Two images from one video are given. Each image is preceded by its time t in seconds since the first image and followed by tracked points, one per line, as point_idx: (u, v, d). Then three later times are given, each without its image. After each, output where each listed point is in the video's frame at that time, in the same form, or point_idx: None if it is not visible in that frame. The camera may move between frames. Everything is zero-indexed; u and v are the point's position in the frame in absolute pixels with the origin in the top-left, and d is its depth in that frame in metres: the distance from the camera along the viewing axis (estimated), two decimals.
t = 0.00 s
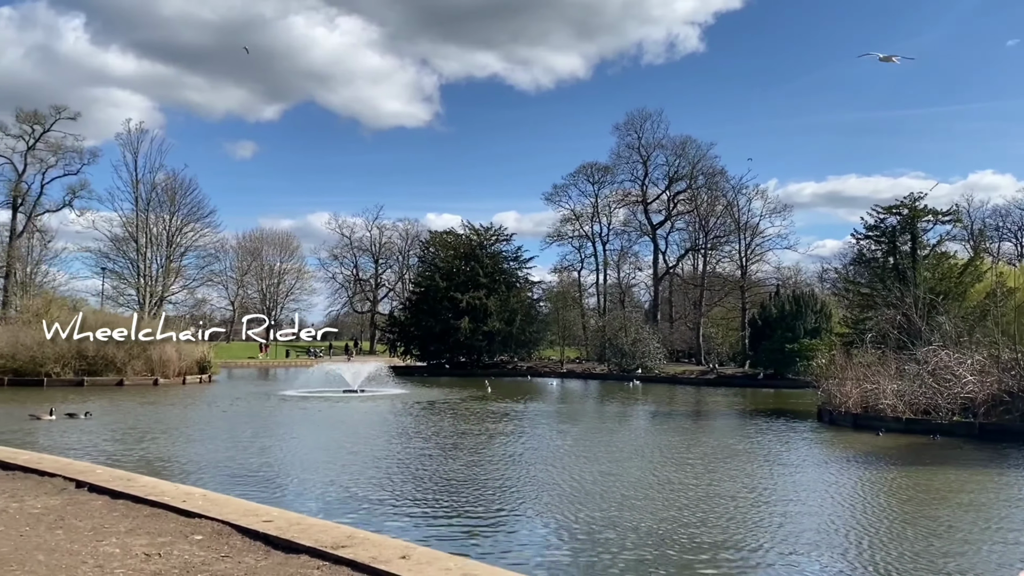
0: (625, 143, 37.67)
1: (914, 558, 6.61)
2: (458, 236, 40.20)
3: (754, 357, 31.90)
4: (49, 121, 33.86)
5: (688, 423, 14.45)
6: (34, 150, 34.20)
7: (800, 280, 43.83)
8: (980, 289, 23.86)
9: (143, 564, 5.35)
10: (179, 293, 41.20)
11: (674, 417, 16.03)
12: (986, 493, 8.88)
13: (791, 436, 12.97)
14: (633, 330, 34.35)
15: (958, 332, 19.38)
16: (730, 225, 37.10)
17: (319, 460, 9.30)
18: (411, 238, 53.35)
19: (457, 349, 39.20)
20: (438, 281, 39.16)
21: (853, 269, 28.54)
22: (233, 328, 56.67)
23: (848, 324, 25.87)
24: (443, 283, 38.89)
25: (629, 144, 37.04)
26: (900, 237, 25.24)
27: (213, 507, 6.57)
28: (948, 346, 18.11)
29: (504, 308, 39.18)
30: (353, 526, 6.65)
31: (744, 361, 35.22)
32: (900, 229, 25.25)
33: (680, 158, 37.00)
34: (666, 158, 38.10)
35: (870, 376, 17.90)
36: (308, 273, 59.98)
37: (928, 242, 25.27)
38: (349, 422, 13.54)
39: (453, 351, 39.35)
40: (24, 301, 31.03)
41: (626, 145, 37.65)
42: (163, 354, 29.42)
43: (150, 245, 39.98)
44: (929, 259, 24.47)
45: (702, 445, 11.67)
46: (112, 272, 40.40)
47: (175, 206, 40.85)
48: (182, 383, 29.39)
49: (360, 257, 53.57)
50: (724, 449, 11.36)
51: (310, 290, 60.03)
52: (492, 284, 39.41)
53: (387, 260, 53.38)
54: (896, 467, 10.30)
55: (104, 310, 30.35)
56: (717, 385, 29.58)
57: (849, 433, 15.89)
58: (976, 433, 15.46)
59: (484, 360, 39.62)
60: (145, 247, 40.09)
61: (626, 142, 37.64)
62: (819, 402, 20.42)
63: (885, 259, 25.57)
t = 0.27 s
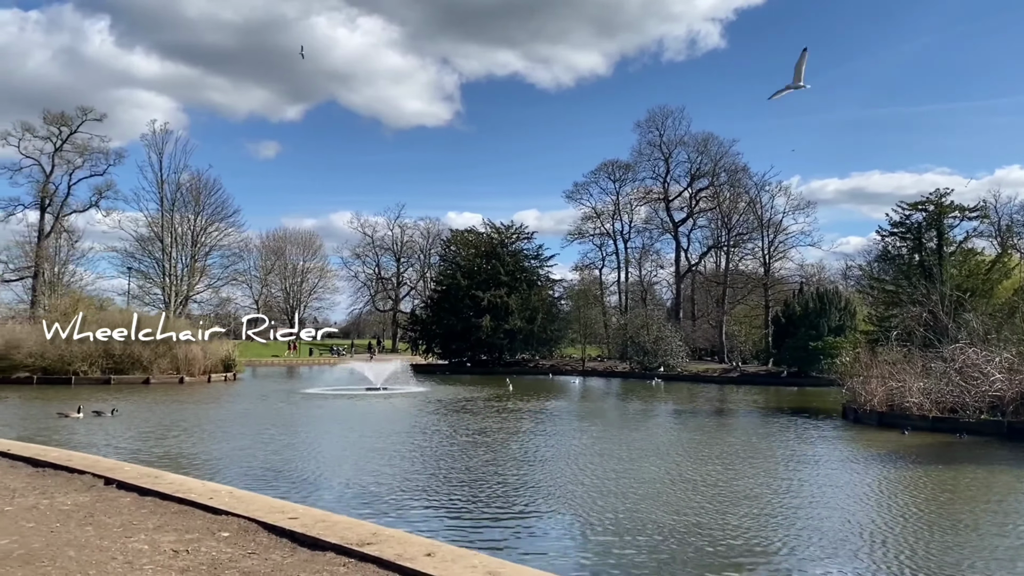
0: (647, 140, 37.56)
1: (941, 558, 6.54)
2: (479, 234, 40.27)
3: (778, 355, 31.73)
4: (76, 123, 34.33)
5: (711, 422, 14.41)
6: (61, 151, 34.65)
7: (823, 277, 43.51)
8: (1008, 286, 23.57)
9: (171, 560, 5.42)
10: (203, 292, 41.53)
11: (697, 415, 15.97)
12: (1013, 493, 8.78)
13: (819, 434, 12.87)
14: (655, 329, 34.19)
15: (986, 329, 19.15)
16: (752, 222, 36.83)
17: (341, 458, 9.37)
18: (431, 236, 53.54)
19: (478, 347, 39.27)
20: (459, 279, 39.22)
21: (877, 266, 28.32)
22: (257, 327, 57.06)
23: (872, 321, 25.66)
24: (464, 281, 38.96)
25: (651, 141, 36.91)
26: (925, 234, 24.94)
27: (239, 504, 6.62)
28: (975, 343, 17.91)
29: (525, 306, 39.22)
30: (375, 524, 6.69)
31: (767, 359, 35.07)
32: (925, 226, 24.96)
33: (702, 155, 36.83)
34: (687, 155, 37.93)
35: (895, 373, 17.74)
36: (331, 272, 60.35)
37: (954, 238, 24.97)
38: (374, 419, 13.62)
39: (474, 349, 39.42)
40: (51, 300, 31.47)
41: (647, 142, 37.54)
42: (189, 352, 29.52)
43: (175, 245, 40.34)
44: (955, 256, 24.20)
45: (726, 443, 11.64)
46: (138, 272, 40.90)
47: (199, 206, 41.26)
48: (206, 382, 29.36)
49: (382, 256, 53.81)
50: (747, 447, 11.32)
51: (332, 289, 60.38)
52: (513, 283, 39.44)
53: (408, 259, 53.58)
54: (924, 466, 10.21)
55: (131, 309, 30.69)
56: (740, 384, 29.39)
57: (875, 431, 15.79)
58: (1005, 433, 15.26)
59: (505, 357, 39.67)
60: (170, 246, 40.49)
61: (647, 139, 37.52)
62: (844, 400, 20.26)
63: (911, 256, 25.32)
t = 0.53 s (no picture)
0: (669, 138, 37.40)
1: (971, 558, 6.46)
2: (501, 233, 40.32)
3: (803, 353, 31.50)
4: (102, 125, 34.71)
5: (736, 421, 14.33)
6: (88, 153, 35.09)
7: (848, 274, 43.08)
8: None
9: (198, 558, 5.46)
10: (229, 292, 41.84)
11: (721, 415, 15.88)
12: None
13: (848, 433, 12.74)
14: (679, 327, 34.02)
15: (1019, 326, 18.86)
16: (777, 219, 36.49)
17: (364, 456, 9.41)
18: (454, 235, 53.66)
19: (501, 346, 39.25)
20: (481, 278, 39.29)
21: (905, 263, 28.03)
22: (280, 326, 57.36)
23: (900, 319, 25.37)
24: (486, 280, 39.01)
25: (674, 138, 36.72)
26: (954, 230, 24.62)
27: (265, 502, 6.67)
28: (1005, 341, 17.66)
29: (547, 304, 39.23)
30: (399, 522, 6.71)
31: (792, 357, 34.80)
32: (953, 222, 24.65)
33: (726, 152, 36.62)
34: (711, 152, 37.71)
35: (921, 371, 17.49)
36: (354, 271, 60.63)
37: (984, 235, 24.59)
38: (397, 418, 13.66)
39: (497, 348, 39.45)
40: (78, 300, 31.84)
41: (670, 139, 37.38)
42: (214, 352, 29.87)
43: (200, 245, 40.66)
44: (986, 252, 23.86)
45: (750, 442, 11.57)
46: (164, 272, 41.35)
47: (224, 206, 41.62)
48: (232, 381, 29.67)
49: (404, 255, 53.96)
50: (772, 446, 11.25)
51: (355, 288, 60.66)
52: (535, 281, 39.44)
53: (430, 258, 53.72)
54: (955, 466, 10.08)
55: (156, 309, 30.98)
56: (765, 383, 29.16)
57: (904, 431, 15.62)
58: None
59: (527, 356, 39.65)
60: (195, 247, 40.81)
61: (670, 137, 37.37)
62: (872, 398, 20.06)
63: (939, 253, 25.01)
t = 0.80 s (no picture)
0: (693, 135, 37.23)
1: (1000, 559, 6.38)
2: (524, 232, 40.39)
3: (829, 352, 31.27)
4: (128, 127, 35.11)
5: (761, 420, 14.23)
6: (115, 155, 35.51)
7: (875, 272, 42.62)
8: None
9: (226, 556, 5.51)
10: (254, 292, 42.15)
11: (746, 414, 15.79)
12: None
13: (877, 433, 12.60)
14: (703, 326, 33.84)
15: None
16: (802, 217, 36.13)
17: (387, 455, 9.44)
18: (477, 235, 53.75)
19: (524, 345, 39.19)
20: (504, 277, 39.33)
21: (934, 261, 27.72)
22: (303, 326, 57.75)
23: (928, 317, 25.06)
24: (509, 279, 39.03)
25: (698, 136, 36.52)
26: (984, 227, 24.31)
27: (291, 501, 6.71)
28: None
29: (570, 303, 39.22)
30: (424, 521, 6.73)
31: (819, 357, 34.53)
32: (983, 219, 24.34)
33: (750, 150, 36.41)
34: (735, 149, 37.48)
35: (951, 369, 17.22)
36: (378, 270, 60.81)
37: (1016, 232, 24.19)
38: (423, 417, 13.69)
39: (520, 347, 39.42)
40: (107, 300, 32.27)
41: (694, 137, 37.20)
42: (240, 351, 30.26)
43: (226, 245, 41.03)
44: (1017, 250, 23.51)
45: (775, 442, 11.50)
46: (190, 272, 41.83)
47: (250, 207, 41.92)
48: (257, 379, 30.22)
49: (427, 254, 54.18)
50: (797, 446, 11.16)
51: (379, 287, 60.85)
52: (558, 280, 39.42)
53: (453, 257, 53.85)
54: (986, 466, 9.94)
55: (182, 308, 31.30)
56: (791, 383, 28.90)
57: (936, 430, 15.43)
58: None
59: (551, 355, 39.62)
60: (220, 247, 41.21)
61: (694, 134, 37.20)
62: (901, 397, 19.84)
63: (969, 250, 24.69)
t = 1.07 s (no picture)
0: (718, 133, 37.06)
1: None
2: (547, 231, 40.49)
3: (857, 351, 30.98)
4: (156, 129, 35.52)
5: (787, 420, 14.12)
6: (144, 157, 35.92)
7: (903, 271, 42.10)
8: None
9: (253, 554, 5.55)
10: (280, 292, 42.38)
11: (772, 414, 15.67)
12: None
13: (906, 433, 12.46)
14: (729, 325, 33.59)
15: None
16: (829, 215, 35.74)
17: (411, 455, 9.47)
18: (500, 235, 53.80)
19: (547, 345, 39.12)
20: (527, 277, 39.35)
21: (963, 259, 27.38)
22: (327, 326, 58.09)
23: (958, 316, 24.72)
24: (532, 279, 39.03)
25: (722, 134, 36.31)
26: (1015, 224, 23.99)
27: (317, 500, 6.75)
28: None
29: (594, 303, 39.14)
30: (449, 521, 6.73)
31: (846, 356, 34.18)
32: (1015, 216, 24.02)
33: (776, 147, 36.20)
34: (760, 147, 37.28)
35: (982, 369, 16.88)
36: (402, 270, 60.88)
37: None
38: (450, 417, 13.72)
39: (543, 348, 39.32)
40: (135, 301, 32.65)
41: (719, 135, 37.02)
42: (267, 352, 30.69)
43: (251, 246, 41.39)
44: None
45: (801, 442, 11.41)
46: (218, 273, 42.36)
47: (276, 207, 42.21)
48: (284, 379, 30.56)
49: (451, 255, 54.30)
50: (822, 446, 11.08)
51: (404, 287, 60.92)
52: (582, 280, 39.37)
53: (476, 257, 53.93)
54: (1016, 467, 9.82)
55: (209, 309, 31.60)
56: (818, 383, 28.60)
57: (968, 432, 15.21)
58: None
59: (575, 355, 39.53)
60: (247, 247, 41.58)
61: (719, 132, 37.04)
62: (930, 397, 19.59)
63: (1000, 248, 24.33)
